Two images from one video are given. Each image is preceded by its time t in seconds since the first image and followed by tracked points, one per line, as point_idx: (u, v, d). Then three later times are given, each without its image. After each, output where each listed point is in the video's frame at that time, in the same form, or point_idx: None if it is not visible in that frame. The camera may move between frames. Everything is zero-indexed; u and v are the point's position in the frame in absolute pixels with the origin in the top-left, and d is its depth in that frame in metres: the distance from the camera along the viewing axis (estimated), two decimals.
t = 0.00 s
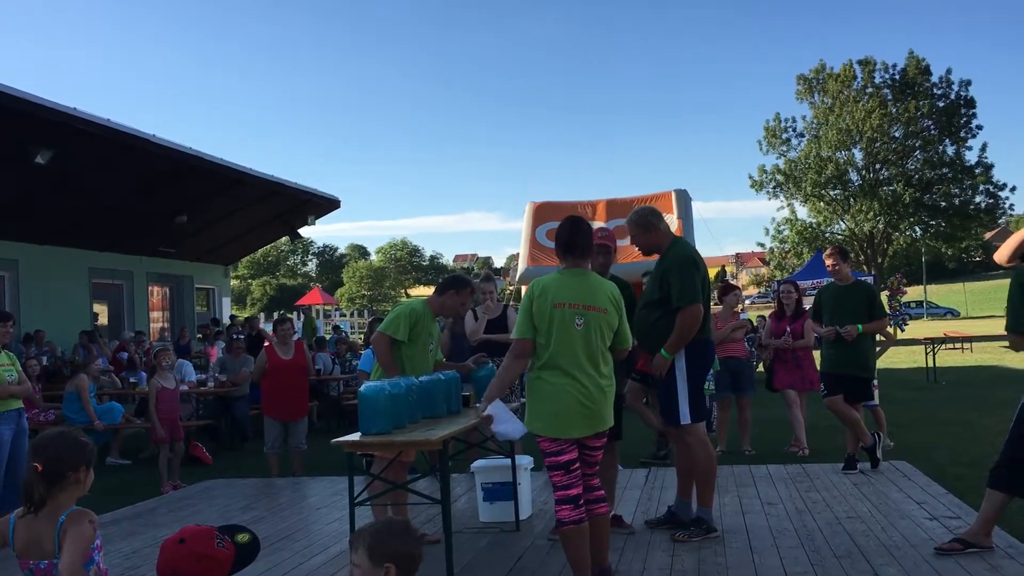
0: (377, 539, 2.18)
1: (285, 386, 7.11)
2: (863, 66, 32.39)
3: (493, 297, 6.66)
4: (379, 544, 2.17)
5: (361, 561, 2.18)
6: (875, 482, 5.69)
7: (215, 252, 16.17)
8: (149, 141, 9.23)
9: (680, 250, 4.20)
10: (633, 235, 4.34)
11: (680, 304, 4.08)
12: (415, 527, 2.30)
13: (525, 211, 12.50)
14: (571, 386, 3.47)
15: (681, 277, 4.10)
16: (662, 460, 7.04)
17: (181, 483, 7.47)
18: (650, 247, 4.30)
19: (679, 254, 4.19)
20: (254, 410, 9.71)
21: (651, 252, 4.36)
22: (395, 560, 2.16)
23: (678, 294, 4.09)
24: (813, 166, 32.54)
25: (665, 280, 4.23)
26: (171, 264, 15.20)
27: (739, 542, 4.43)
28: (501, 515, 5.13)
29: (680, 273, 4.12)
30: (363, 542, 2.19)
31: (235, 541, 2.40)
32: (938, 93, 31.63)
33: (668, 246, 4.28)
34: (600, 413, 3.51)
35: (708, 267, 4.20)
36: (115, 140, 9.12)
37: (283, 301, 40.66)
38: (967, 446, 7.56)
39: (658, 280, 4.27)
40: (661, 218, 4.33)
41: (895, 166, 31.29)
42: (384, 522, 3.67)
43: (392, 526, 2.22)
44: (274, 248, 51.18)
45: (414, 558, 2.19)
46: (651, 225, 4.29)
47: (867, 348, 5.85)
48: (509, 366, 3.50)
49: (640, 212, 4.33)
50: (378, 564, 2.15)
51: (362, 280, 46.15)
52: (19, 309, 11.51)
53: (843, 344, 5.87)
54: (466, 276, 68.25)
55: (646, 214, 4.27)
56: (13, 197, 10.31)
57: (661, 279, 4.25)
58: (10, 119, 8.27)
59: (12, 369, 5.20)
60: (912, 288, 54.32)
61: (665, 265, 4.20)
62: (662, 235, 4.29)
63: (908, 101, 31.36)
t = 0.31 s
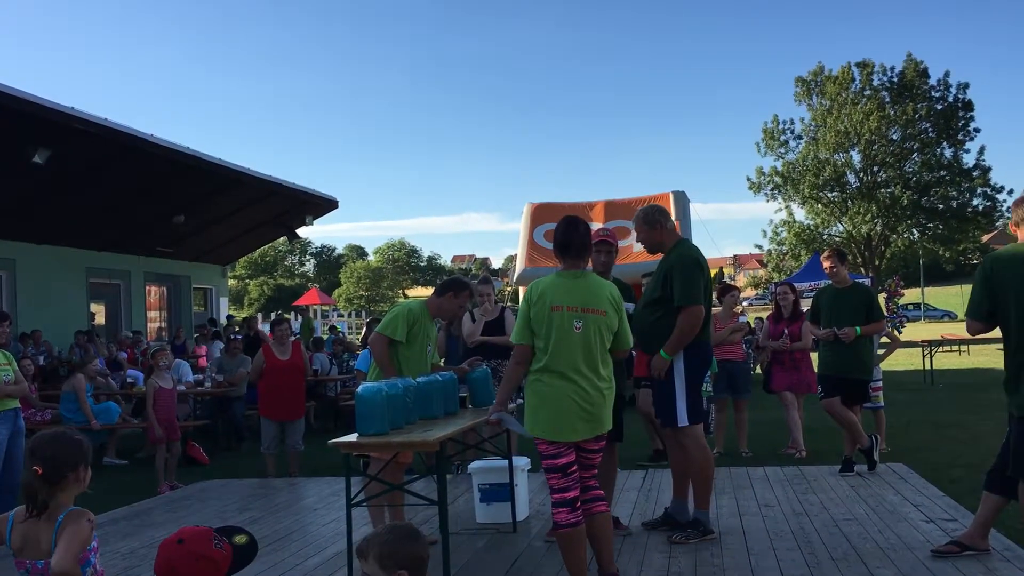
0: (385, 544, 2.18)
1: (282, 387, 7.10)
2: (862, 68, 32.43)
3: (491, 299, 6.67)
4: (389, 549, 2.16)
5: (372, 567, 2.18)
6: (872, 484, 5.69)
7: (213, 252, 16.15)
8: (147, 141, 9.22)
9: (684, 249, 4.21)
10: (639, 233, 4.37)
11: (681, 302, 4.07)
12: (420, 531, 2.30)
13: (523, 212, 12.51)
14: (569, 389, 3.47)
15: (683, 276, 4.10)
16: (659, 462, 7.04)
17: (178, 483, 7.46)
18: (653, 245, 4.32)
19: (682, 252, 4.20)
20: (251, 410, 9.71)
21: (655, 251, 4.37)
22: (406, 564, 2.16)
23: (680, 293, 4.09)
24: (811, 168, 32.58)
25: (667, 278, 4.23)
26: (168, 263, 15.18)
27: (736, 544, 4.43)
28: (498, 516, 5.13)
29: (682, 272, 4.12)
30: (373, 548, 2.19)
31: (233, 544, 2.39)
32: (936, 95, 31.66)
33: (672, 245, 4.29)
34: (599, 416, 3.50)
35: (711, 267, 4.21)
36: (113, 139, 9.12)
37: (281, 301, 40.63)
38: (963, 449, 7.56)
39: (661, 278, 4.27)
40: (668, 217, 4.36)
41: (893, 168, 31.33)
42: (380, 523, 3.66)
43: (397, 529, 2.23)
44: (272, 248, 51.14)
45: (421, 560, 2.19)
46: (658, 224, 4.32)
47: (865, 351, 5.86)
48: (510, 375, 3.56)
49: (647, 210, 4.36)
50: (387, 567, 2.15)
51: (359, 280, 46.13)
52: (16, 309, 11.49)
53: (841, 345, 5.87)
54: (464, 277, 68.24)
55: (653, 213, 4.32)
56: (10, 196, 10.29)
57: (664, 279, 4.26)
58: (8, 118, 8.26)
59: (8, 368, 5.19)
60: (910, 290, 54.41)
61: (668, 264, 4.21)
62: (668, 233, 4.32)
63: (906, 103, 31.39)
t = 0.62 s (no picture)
0: (378, 543, 2.17)
1: (278, 386, 7.09)
2: (859, 69, 32.46)
3: (487, 298, 6.66)
4: (384, 548, 2.16)
5: (366, 564, 2.18)
6: (867, 484, 5.70)
7: (209, 250, 16.14)
8: (143, 139, 9.21)
9: (684, 248, 4.22)
10: (644, 229, 4.37)
11: (680, 299, 4.08)
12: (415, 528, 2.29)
13: (520, 211, 12.52)
14: (570, 388, 3.45)
15: (683, 274, 4.11)
16: (655, 462, 7.05)
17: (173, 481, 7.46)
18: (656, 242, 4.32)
19: (683, 250, 4.20)
20: (247, 408, 9.71)
21: (658, 248, 4.38)
22: (400, 561, 2.15)
23: (679, 290, 4.09)
24: (808, 168, 32.67)
25: (667, 276, 4.24)
26: (165, 261, 15.16)
27: (731, 542, 4.44)
28: (493, 515, 5.13)
29: (682, 270, 4.13)
30: (366, 544, 2.19)
31: (229, 541, 2.39)
32: (933, 96, 31.69)
33: (674, 243, 4.30)
34: (603, 415, 3.47)
35: (711, 266, 4.21)
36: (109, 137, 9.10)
37: (277, 299, 40.59)
38: (957, 449, 7.58)
39: (661, 276, 4.28)
40: (673, 216, 4.37)
41: (889, 169, 31.37)
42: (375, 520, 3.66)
43: (389, 525, 2.22)
44: (268, 246, 51.10)
45: (414, 556, 2.18)
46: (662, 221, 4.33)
47: (860, 350, 5.85)
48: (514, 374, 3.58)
49: (652, 207, 4.38)
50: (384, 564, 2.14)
51: (356, 279, 46.10)
52: (12, 306, 11.47)
53: (837, 346, 5.87)
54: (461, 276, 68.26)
55: (659, 211, 4.32)
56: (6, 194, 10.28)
57: (665, 276, 4.26)
58: (4, 115, 8.25)
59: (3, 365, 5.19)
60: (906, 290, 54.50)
61: (670, 262, 4.21)
62: (671, 231, 4.32)
63: (902, 104, 31.44)
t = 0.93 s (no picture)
0: (361, 541, 2.15)
1: (274, 385, 7.08)
2: (855, 68, 32.49)
3: (483, 297, 6.63)
4: (365, 553, 2.13)
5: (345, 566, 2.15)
6: (863, 483, 5.71)
7: (206, 248, 16.12)
8: (139, 137, 9.20)
9: (681, 249, 4.22)
10: (642, 227, 4.37)
11: (680, 298, 4.09)
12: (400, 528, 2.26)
13: (517, 210, 12.53)
14: (588, 385, 3.41)
15: (683, 274, 4.12)
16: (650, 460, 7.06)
17: (169, 480, 7.44)
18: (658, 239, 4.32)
19: (680, 251, 4.21)
20: (243, 407, 9.70)
21: (655, 248, 4.38)
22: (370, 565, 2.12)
23: (679, 290, 4.10)
24: (805, 168, 32.83)
25: (665, 276, 4.25)
26: (161, 260, 15.15)
27: (727, 541, 4.45)
28: (490, 514, 5.12)
29: (682, 270, 4.13)
30: (346, 545, 2.17)
31: (222, 541, 2.39)
32: (930, 95, 31.73)
33: (670, 244, 4.30)
34: (623, 411, 3.42)
35: (709, 267, 4.22)
36: (105, 135, 9.09)
37: (273, 298, 40.57)
38: (953, 448, 7.58)
39: (658, 276, 4.28)
40: (671, 215, 4.37)
41: (886, 168, 31.41)
42: (371, 519, 3.65)
43: (374, 528, 2.20)
44: (265, 245, 51.05)
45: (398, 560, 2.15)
46: (660, 221, 4.33)
47: (856, 349, 5.85)
48: (530, 371, 3.54)
49: (650, 206, 4.38)
50: (360, 567, 2.12)
51: (353, 277, 46.08)
52: (7, 304, 11.45)
53: (833, 345, 5.87)
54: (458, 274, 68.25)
55: (658, 210, 4.31)
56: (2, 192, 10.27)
57: (663, 275, 4.26)
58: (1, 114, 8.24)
59: None
60: (902, 289, 54.58)
61: (668, 260, 4.22)
62: (669, 231, 4.31)
63: (899, 103, 31.47)
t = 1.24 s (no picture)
0: (356, 541, 2.17)
1: (274, 384, 7.09)
2: (854, 67, 32.51)
3: (481, 298, 6.65)
4: (362, 554, 2.15)
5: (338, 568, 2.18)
6: (863, 482, 5.71)
7: (206, 248, 16.13)
8: (138, 137, 9.19)
9: (669, 250, 4.18)
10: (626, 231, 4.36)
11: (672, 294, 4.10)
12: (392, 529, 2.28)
13: (515, 209, 12.54)
14: (625, 383, 3.28)
15: (672, 273, 4.13)
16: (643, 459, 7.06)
17: (168, 480, 7.44)
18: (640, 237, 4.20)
19: (667, 253, 4.18)
20: (243, 406, 9.71)
21: (638, 250, 4.33)
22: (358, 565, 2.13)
23: (670, 289, 4.12)
24: (803, 166, 32.82)
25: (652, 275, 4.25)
26: (160, 260, 15.16)
27: (726, 540, 4.44)
28: (490, 513, 5.12)
29: (671, 270, 4.14)
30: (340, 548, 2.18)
31: (220, 539, 2.39)
32: (928, 94, 31.76)
33: (657, 245, 4.25)
34: (652, 410, 3.33)
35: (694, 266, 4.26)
36: (104, 135, 9.10)
37: (273, 298, 40.58)
38: (951, 447, 7.58)
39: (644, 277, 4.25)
40: (654, 215, 4.31)
41: (884, 167, 31.43)
42: (371, 519, 3.64)
43: (367, 530, 2.21)
44: (265, 244, 51.09)
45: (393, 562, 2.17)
46: (644, 223, 4.27)
47: (854, 347, 5.85)
48: (555, 367, 3.34)
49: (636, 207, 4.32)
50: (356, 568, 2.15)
51: (352, 277, 46.12)
52: (7, 304, 11.45)
53: (831, 343, 5.87)
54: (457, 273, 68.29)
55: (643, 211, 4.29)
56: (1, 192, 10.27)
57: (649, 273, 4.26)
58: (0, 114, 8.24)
59: None
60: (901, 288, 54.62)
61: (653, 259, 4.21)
62: (654, 233, 4.26)
63: (898, 102, 31.49)
